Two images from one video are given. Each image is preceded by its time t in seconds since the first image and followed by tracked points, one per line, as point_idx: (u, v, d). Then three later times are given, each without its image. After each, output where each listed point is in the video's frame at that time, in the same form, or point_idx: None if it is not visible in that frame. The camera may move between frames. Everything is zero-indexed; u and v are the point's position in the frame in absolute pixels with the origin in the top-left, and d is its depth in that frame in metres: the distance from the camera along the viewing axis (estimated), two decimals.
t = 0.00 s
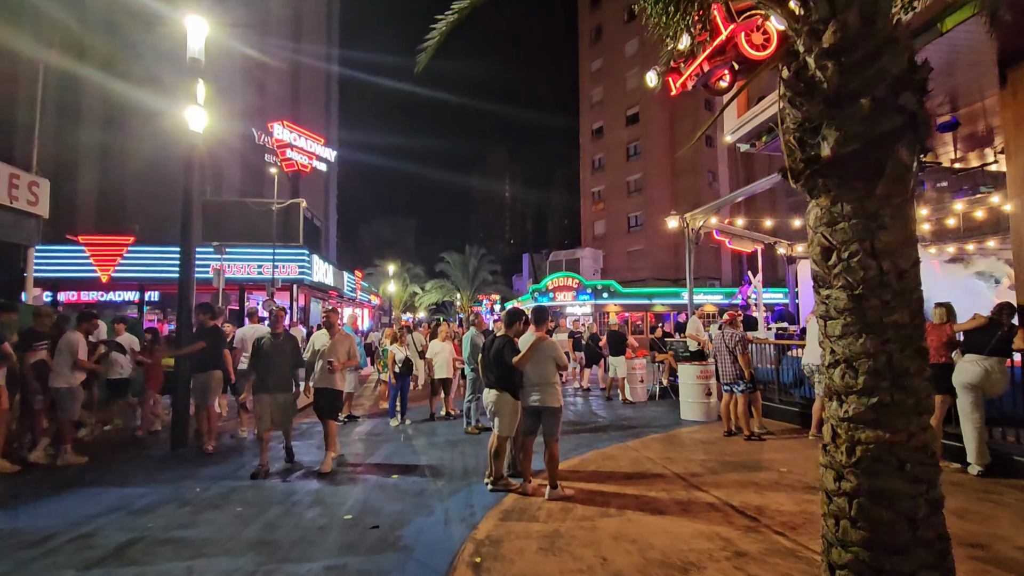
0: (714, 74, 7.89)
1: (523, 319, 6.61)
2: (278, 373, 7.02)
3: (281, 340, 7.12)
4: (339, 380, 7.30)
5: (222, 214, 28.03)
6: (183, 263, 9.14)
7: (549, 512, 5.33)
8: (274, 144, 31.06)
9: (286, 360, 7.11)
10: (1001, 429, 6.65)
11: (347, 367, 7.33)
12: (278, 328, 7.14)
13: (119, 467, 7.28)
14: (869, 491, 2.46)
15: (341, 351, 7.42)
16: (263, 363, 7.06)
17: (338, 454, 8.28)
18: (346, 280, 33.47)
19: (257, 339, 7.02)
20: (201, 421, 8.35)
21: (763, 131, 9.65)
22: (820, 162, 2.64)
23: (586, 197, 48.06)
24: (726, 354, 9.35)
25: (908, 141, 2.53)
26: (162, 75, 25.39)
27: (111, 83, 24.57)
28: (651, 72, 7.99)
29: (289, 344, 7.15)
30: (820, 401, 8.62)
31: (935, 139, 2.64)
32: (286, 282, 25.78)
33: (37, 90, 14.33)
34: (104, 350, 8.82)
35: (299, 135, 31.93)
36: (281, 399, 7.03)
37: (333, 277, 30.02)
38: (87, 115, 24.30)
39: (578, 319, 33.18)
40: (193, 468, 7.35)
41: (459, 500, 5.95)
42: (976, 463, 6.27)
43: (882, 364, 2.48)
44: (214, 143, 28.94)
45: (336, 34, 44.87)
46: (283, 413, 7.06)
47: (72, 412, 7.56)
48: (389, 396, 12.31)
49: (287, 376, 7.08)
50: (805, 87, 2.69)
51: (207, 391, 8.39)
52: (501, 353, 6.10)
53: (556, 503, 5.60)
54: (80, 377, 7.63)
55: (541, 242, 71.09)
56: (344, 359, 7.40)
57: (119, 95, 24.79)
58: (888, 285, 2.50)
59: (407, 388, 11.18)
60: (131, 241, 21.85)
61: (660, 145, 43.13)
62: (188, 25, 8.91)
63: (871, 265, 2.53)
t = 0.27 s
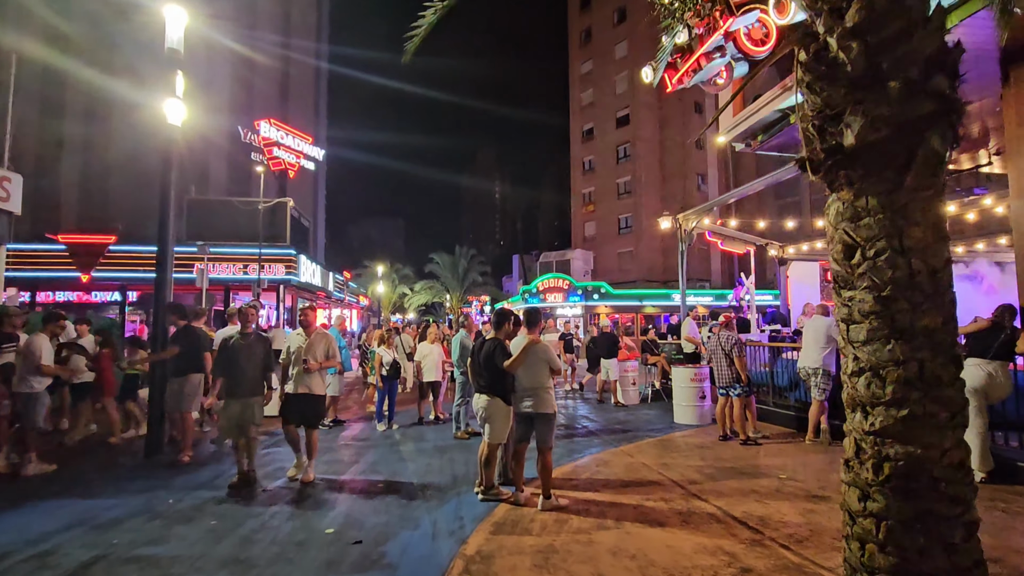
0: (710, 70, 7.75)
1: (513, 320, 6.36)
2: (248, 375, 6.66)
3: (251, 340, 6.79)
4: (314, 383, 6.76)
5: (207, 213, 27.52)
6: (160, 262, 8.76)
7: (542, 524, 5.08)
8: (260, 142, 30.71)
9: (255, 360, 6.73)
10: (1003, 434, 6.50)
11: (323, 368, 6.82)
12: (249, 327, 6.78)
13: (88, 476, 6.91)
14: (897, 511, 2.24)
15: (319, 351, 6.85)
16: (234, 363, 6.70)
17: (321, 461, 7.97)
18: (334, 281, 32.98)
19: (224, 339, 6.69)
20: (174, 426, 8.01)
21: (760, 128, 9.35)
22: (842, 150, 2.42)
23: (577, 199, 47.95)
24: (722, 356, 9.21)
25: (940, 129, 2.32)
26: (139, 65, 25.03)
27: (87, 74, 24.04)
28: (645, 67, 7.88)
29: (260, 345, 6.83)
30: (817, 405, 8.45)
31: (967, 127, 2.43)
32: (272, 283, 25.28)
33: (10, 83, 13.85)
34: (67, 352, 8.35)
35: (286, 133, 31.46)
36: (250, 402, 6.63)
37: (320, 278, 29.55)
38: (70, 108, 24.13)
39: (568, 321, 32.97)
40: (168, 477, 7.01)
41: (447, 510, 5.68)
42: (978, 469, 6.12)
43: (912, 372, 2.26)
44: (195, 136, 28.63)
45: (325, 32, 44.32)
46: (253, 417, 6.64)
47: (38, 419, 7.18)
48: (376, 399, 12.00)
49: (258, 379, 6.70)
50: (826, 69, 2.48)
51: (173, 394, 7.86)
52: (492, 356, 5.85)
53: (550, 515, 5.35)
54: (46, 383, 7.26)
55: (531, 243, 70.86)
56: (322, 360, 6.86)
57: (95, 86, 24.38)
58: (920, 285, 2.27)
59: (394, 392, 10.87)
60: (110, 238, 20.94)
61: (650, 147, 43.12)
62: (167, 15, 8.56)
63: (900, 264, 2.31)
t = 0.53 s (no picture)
0: (706, 67, 7.66)
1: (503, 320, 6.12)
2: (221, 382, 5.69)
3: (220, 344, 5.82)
4: (286, 392, 6.05)
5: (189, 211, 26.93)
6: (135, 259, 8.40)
7: (537, 534, 4.85)
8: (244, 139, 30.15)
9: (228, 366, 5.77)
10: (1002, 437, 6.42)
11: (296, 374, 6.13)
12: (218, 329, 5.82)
13: (54, 486, 6.54)
14: (933, 528, 2.05)
15: (290, 356, 6.14)
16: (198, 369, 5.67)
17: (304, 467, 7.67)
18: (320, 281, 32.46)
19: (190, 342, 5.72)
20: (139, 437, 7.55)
21: (752, 128, 9.14)
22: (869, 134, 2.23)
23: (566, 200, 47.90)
24: (715, 358, 9.06)
25: (975, 112, 2.14)
26: (110, 55, 24.64)
27: (59, 63, 23.63)
28: (640, 63, 7.75)
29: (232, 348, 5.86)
30: (812, 407, 8.33)
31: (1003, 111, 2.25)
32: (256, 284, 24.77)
33: None
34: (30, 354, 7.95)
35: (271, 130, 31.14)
36: (225, 416, 5.65)
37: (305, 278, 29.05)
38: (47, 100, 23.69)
39: (557, 322, 32.81)
40: (140, 485, 6.67)
41: (436, 520, 5.42)
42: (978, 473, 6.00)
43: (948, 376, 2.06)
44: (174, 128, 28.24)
45: (312, 31, 43.78)
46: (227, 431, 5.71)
47: None
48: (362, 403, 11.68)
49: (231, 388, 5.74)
50: (851, 47, 2.29)
51: (146, 401, 7.49)
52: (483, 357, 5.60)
53: (543, 524, 5.13)
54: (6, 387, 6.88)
55: (519, 245, 70.66)
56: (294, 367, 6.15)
57: (64, 75, 23.85)
58: (957, 282, 2.08)
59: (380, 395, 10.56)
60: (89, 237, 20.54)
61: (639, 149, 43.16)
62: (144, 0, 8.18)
63: (933, 258, 2.12)
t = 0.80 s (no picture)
0: (704, 66, 7.59)
1: (495, 320, 5.88)
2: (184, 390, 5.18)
3: (188, 345, 5.28)
4: (253, 398, 5.37)
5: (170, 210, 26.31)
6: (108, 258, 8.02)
7: (535, 549, 4.60)
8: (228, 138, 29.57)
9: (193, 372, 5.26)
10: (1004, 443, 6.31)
11: (263, 379, 5.44)
12: (186, 328, 5.31)
13: (18, 498, 6.15)
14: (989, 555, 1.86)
15: (255, 360, 5.48)
16: (161, 372, 5.15)
17: (288, 476, 7.33)
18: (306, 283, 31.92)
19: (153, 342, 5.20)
20: (109, 449, 7.10)
21: (748, 128, 8.98)
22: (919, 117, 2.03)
23: (554, 202, 47.75)
24: (711, 361, 8.92)
25: None
26: (82, 44, 23.92)
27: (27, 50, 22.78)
28: (636, 61, 7.48)
29: (201, 350, 5.35)
30: (809, 412, 8.20)
31: None
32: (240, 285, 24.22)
33: None
34: None
35: (256, 129, 30.73)
36: (188, 426, 5.19)
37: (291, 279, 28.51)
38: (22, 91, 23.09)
39: (545, 325, 32.63)
40: (112, 496, 6.31)
41: (426, 532, 5.16)
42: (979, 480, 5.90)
43: (1004, 387, 1.87)
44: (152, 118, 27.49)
45: (298, 29, 43.21)
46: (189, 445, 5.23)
47: None
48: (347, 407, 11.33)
49: (198, 396, 5.25)
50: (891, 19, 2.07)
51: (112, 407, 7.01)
52: (476, 361, 5.39)
53: (540, 536, 4.90)
54: None
55: (508, 247, 70.42)
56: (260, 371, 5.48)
57: (35, 66, 23.10)
58: (1011, 283, 1.89)
59: (367, 399, 10.24)
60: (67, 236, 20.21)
61: (628, 152, 43.21)
62: None
63: (984, 255, 1.92)
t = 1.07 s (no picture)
0: (700, 64, 7.60)
1: (488, 324, 5.65)
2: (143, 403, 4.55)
3: (148, 351, 4.70)
4: (221, 410, 4.82)
5: (153, 210, 25.75)
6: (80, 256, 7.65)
7: (531, 564, 4.39)
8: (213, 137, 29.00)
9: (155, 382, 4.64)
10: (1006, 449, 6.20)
11: (232, 388, 4.93)
12: (142, 333, 4.70)
13: None
14: None
15: (223, 368, 4.98)
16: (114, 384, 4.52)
17: (270, 486, 7.04)
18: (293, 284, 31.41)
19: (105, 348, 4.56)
20: (79, 461, 6.73)
21: (744, 129, 8.85)
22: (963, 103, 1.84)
23: (544, 205, 47.65)
24: (705, 365, 8.77)
25: None
26: (53, 32, 23.02)
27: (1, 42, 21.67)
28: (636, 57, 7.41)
29: (163, 358, 4.74)
30: (806, 418, 8.08)
31: None
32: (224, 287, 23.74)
33: None
34: None
35: (242, 128, 30.17)
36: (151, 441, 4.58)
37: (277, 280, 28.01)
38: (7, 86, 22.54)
39: (535, 328, 32.44)
40: (81, 509, 5.96)
41: (416, 546, 4.92)
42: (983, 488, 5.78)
43: None
44: (132, 115, 26.88)
45: (286, 28, 42.73)
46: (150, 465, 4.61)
47: None
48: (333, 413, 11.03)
49: (161, 408, 4.63)
50: None
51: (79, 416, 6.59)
52: (468, 367, 5.16)
53: (536, 551, 4.67)
54: None
55: (497, 250, 70.21)
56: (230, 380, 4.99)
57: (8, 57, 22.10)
58: None
59: (354, 404, 9.94)
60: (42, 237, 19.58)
61: (617, 155, 43.25)
62: None
63: None
